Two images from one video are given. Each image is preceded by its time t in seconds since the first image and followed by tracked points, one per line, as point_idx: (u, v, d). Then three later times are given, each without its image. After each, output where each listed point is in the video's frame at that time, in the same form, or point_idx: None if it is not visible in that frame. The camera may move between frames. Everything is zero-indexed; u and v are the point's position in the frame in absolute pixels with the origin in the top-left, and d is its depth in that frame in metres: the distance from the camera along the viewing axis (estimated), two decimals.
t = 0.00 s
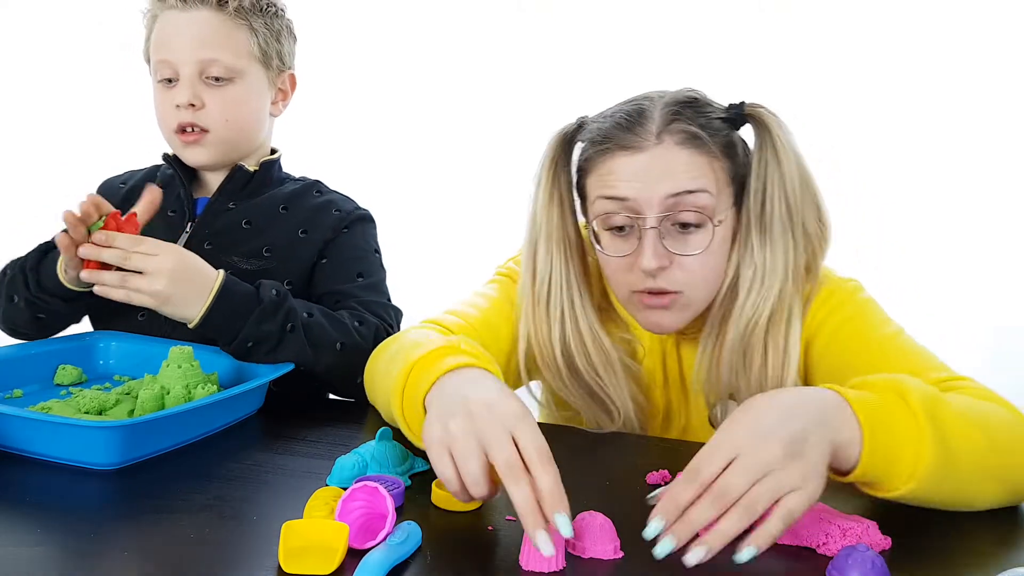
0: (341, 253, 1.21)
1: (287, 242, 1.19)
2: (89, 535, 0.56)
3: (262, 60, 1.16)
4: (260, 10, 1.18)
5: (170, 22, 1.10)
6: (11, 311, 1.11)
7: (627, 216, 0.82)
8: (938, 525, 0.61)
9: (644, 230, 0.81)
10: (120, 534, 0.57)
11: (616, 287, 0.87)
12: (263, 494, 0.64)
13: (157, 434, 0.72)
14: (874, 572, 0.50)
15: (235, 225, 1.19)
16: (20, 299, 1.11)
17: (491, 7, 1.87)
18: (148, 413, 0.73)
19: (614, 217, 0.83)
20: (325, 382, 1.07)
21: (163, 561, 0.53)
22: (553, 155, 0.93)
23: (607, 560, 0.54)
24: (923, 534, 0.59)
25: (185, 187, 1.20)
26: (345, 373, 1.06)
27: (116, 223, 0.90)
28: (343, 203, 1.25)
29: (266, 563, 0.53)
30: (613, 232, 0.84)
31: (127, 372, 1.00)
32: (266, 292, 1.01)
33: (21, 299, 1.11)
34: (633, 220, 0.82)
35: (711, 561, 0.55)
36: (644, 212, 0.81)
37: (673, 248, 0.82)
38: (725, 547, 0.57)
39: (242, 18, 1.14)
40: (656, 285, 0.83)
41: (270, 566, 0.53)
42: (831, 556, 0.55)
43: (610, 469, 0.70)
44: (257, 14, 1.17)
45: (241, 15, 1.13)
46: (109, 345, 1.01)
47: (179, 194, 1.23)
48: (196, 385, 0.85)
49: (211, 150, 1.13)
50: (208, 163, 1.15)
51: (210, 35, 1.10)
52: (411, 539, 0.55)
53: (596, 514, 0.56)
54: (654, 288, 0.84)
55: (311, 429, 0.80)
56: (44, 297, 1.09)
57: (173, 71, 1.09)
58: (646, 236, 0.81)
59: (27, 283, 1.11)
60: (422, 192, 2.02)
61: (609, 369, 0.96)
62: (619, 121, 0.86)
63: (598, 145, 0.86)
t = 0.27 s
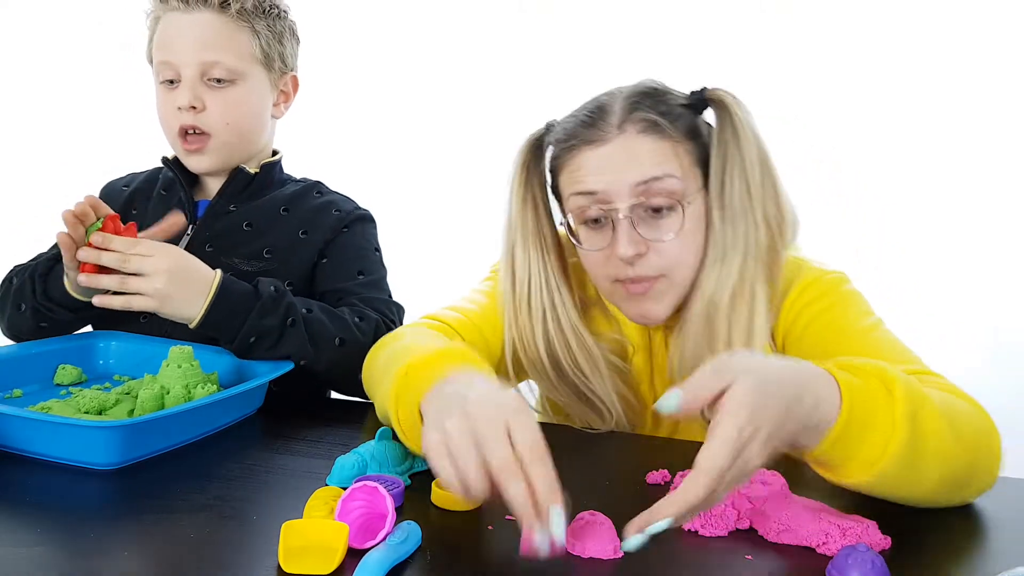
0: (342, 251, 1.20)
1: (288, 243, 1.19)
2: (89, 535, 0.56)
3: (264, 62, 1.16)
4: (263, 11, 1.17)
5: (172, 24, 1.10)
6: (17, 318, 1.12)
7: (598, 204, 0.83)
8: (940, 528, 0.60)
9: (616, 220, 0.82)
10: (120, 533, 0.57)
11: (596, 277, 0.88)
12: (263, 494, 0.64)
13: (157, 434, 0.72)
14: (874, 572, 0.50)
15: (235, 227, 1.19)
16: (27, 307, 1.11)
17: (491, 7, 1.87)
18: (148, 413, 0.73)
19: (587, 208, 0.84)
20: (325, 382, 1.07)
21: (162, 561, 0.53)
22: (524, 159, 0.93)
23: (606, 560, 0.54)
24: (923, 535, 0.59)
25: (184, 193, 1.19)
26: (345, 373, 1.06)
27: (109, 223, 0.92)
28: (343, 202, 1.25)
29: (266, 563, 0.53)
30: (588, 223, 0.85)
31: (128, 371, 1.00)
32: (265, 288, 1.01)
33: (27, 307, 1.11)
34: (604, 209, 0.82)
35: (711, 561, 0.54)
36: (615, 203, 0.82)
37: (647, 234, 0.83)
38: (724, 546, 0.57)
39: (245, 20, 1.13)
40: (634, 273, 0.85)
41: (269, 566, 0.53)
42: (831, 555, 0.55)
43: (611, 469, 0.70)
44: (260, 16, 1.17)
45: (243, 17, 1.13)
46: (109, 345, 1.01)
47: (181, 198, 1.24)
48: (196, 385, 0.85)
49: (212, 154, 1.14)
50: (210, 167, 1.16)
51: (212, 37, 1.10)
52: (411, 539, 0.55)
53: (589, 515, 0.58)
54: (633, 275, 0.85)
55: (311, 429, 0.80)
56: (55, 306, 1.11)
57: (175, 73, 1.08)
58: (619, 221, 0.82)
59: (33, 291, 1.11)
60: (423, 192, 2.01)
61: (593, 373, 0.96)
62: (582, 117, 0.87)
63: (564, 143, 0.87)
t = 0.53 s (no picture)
0: (335, 249, 1.18)
1: (282, 241, 1.19)
2: (89, 535, 0.56)
3: (262, 61, 1.15)
4: (261, 9, 1.15)
5: (171, 19, 1.11)
6: (7, 323, 1.12)
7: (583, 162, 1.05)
8: (939, 528, 0.60)
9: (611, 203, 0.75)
10: (120, 533, 0.57)
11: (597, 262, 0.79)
12: (263, 494, 0.64)
13: (157, 434, 0.72)
14: (873, 573, 0.50)
15: (229, 228, 1.19)
16: (14, 312, 1.11)
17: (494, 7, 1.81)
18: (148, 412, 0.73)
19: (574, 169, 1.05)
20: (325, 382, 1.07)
21: (163, 561, 0.53)
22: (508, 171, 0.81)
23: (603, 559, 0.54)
24: (922, 535, 0.59)
25: (177, 191, 1.21)
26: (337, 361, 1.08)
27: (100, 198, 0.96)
28: (339, 199, 1.22)
29: (266, 562, 0.53)
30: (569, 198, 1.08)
31: (127, 371, 1.00)
32: (263, 260, 1.04)
33: (16, 311, 1.10)
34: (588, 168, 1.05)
35: (711, 561, 0.55)
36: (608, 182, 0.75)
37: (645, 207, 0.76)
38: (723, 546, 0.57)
39: (244, 17, 1.13)
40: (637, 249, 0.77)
41: (269, 566, 0.53)
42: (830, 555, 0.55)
43: (610, 469, 0.70)
44: (258, 14, 1.15)
45: (242, 15, 1.12)
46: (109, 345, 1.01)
47: (173, 198, 1.24)
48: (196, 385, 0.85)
49: (206, 151, 1.15)
50: (206, 165, 1.16)
51: (209, 33, 1.10)
52: (411, 539, 0.55)
53: (592, 511, 0.57)
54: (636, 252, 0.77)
55: (310, 429, 0.80)
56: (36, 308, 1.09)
57: (171, 68, 1.10)
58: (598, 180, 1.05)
59: (21, 294, 1.10)
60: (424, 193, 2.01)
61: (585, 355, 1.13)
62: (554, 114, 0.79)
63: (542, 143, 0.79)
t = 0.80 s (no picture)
0: (330, 240, 1.20)
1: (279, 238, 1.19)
2: (89, 535, 0.56)
3: (258, 65, 1.16)
4: (260, 12, 1.17)
5: (166, 21, 1.09)
6: (18, 329, 1.12)
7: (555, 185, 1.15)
8: (938, 528, 0.60)
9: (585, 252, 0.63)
10: (120, 533, 0.57)
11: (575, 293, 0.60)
12: (262, 494, 0.64)
13: (157, 434, 0.72)
14: (874, 572, 0.50)
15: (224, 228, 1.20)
16: (26, 320, 1.11)
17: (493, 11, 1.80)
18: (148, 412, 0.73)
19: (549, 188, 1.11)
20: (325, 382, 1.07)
21: (163, 561, 0.53)
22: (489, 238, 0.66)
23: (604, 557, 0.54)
24: (922, 534, 0.59)
25: (169, 193, 1.21)
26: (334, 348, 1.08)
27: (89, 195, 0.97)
28: (333, 193, 1.25)
29: (267, 563, 0.53)
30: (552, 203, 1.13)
31: (127, 371, 1.00)
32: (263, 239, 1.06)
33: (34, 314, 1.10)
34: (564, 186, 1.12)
35: (710, 560, 0.55)
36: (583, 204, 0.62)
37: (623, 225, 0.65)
38: (724, 546, 0.57)
39: (240, 21, 1.13)
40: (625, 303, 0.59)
41: (270, 566, 0.53)
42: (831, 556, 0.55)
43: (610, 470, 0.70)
44: (256, 17, 1.16)
45: (239, 19, 1.13)
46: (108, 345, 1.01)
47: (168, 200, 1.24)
48: (196, 384, 0.85)
49: (196, 155, 1.14)
50: (195, 168, 1.16)
51: (204, 38, 1.09)
52: (411, 539, 0.55)
53: (590, 511, 0.56)
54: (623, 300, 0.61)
55: (310, 429, 0.80)
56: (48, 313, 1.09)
57: (164, 70, 1.07)
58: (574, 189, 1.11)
59: (36, 298, 1.10)
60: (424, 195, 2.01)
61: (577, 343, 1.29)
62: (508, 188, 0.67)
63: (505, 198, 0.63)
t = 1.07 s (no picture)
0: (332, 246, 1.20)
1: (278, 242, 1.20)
2: (89, 535, 0.56)
3: (255, 66, 1.15)
4: (255, 12, 1.16)
5: (160, 24, 1.09)
6: (31, 316, 1.14)
7: (512, 181, 0.92)
8: (938, 528, 0.60)
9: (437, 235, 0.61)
10: (120, 533, 0.57)
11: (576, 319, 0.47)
12: (263, 494, 0.64)
13: (156, 434, 0.72)
14: (874, 573, 0.50)
15: (225, 230, 1.20)
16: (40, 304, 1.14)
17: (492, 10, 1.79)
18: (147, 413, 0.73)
19: (503, 187, 0.92)
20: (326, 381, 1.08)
21: (163, 561, 0.53)
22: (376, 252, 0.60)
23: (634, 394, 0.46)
24: (921, 535, 0.59)
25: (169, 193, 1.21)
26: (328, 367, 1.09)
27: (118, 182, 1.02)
28: (333, 196, 1.25)
29: (268, 562, 0.53)
30: (505, 203, 0.95)
31: (128, 371, 1.00)
32: (246, 285, 1.04)
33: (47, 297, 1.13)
34: (519, 183, 0.92)
35: (711, 561, 0.55)
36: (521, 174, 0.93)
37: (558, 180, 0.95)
38: (724, 546, 0.57)
39: (236, 22, 1.12)
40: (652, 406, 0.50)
41: (270, 566, 0.53)
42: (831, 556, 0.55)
43: (610, 470, 0.70)
44: (251, 17, 1.15)
45: (234, 20, 1.12)
46: (109, 345, 1.01)
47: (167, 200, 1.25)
48: (196, 385, 0.85)
49: (196, 155, 1.14)
50: (195, 170, 1.16)
51: (201, 41, 1.09)
52: (411, 539, 0.55)
53: (589, 511, 0.56)
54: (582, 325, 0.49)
55: (311, 429, 0.80)
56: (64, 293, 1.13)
57: (161, 75, 1.08)
58: (532, 185, 0.93)
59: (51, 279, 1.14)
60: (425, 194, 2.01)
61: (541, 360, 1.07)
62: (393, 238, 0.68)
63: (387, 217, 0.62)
